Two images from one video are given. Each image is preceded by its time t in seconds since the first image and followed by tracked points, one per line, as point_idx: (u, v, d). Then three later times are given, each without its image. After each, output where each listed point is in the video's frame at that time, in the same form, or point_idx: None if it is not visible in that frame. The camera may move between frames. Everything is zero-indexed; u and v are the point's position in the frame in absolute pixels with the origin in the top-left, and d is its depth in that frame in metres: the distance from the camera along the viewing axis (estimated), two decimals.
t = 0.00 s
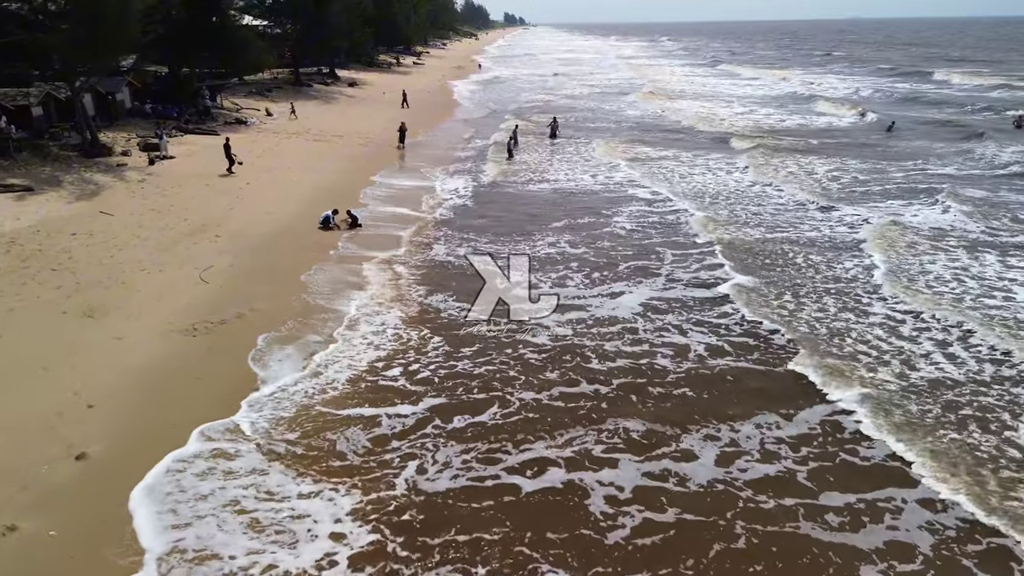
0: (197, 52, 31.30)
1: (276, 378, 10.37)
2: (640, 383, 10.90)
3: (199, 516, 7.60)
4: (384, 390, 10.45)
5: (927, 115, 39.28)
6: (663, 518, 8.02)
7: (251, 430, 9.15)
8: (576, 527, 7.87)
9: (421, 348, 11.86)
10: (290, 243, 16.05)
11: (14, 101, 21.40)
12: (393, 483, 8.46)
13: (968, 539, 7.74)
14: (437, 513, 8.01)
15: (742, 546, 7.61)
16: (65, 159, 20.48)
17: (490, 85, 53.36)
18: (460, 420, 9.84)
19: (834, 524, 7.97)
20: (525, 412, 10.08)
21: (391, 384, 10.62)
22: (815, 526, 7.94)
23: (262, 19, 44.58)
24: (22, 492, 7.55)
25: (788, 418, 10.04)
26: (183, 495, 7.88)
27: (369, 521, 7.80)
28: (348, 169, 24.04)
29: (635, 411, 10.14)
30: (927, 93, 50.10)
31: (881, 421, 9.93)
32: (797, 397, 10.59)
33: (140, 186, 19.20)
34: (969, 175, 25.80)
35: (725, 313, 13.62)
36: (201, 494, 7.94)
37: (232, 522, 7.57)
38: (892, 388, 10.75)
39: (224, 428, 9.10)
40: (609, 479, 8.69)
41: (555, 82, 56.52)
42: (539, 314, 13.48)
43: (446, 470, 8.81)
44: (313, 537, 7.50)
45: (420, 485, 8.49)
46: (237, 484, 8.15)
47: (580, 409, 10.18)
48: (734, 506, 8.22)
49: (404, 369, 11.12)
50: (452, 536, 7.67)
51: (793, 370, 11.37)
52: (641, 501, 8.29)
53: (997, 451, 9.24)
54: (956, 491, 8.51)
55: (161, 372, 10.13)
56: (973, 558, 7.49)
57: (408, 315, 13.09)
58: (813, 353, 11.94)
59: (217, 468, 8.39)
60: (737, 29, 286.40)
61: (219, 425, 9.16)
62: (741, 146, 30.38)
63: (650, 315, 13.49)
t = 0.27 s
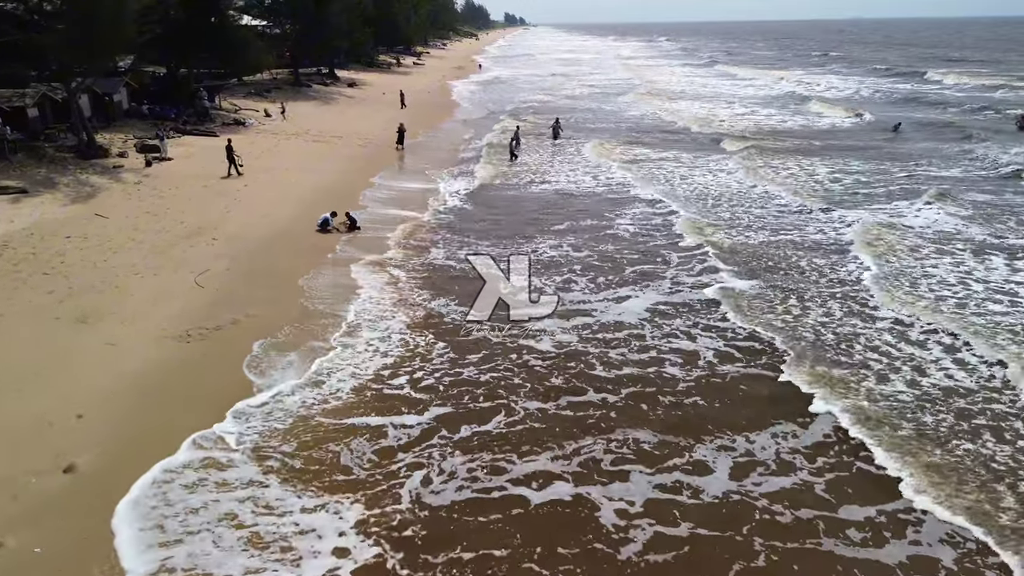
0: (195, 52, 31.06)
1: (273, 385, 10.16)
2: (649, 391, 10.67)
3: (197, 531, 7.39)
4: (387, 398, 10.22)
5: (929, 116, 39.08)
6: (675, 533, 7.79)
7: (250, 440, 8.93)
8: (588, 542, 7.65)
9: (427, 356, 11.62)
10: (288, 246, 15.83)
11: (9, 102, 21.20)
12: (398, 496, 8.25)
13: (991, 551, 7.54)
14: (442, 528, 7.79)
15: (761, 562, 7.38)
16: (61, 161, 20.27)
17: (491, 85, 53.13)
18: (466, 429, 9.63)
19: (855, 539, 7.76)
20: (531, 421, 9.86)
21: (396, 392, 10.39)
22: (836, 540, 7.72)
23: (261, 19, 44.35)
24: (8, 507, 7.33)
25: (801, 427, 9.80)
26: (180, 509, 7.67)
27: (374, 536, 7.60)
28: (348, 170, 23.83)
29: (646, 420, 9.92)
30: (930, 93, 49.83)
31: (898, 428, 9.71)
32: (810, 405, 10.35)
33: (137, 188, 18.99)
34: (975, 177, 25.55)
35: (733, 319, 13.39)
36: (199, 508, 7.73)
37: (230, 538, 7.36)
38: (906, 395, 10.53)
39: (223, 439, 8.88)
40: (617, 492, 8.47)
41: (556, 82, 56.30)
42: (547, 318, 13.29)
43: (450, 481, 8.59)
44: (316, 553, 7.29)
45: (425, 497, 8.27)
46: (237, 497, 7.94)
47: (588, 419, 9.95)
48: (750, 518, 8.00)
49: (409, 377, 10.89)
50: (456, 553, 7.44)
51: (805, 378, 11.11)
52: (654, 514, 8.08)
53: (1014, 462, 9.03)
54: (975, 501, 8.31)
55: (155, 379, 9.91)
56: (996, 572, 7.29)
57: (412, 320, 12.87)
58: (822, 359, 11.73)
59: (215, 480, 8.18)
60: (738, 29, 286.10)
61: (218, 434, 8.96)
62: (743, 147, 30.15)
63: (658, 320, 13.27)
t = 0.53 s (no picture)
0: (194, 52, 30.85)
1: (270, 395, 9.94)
2: (657, 401, 10.44)
3: (195, 548, 7.18)
4: (391, 408, 9.99)
5: (933, 117, 38.85)
6: (690, 549, 7.57)
7: (250, 453, 8.71)
8: (600, 559, 7.43)
9: (433, 364, 11.39)
10: (286, 249, 15.62)
11: (4, 104, 21.00)
12: (404, 511, 8.03)
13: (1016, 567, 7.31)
14: (449, 544, 7.57)
15: None
16: (57, 163, 20.06)
17: (492, 86, 52.88)
18: (472, 440, 9.42)
19: (877, 555, 7.54)
20: (538, 432, 9.64)
21: (401, 402, 10.16)
22: (858, 557, 7.50)
23: (261, 20, 44.14)
24: None
25: (815, 439, 9.56)
26: (178, 526, 7.45)
27: (380, 554, 7.37)
28: (348, 172, 23.62)
29: (655, 431, 9.69)
30: (934, 94, 49.54)
31: (915, 439, 9.49)
32: (824, 415, 10.10)
33: (135, 190, 18.78)
34: (982, 179, 25.27)
35: (741, 325, 13.17)
36: (198, 524, 7.51)
37: (228, 555, 7.14)
38: (920, 405, 10.32)
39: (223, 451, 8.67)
40: (628, 506, 8.25)
41: (557, 82, 56.06)
42: (557, 325, 13.09)
43: (456, 495, 8.37)
44: (319, 571, 7.07)
45: (431, 512, 8.06)
46: (237, 512, 7.72)
47: (597, 429, 9.73)
48: (767, 535, 7.79)
49: (413, 386, 10.66)
50: (465, 572, 7.20)
51: (817, 387, 10.88)
52: (667, 529, 7.86)
53: None
54: (997, 516, 8.09)
55: (148, 389, 9.70)
56: None
57: (416, 327, 12.64)
58: (833, 368, 11.52)
59: (215, 495, 7.95)
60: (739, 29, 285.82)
61: (218, 446, 8.74)
62: (747, 149, 29.93)
63: (669, 327, 13.02)
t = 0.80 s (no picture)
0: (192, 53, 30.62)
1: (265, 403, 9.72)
2: (666, 411, 10.21)
3: (194, 567, 6.95)
4: (393, 417, 9.77)
5: (936, 118, 38.65)
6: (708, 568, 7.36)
7: (250, 464, 8.50)
8: None
9: (437, 372, 11.16)
10: (283, 253, 15.40)
11: None
12: (412, 525, 7.81)
13: None
14: (459, 562, 7.34)
15: None
16: (53, 165, 19.83)
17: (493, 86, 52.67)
18: (478, 451, 9.19)
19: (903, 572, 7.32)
20: (546, 442, 9.42)
21: (404, 411, 9.93)
22: None
23: (260, 20, 43.92)
24: None
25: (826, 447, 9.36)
26: (177, 542, 7.22)
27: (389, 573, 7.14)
28: (348, 174, 23.42)
29: (666, 443, 9.47)
30: (935, 94, 49.34)
31: (932, 452, 9.28)
32: (834, 424, 9.93)
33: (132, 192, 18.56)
34: (987, 181, 25.05)
35: (751, 331, 12.93)
36: (199, 540, 7.28)
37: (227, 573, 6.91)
38: (935, 417, 10.11)
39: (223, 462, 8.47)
40: (641, 520, 8.03)
41: (558, 83, 55.83)
42: (564, 330, 12.88)
43: (464, 509, 8.15)
44: None
45: (438, 526, 7.83)
46: (238, 528, 7.49)
47: (606, 439, 9.51)
48: (788, 552, 7.57)
49: (417, 394, 10.43)
50: None
51: (828, 396, 10.67)
52: (681, 545, 7.65)
53: None
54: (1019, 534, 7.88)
55: (139, 396, 9.48)
56: None
57: (420, 333, 12.41)
58: (845, 376, 11.30)
59: (215, 510, 7.71)
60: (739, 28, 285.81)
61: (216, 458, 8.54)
62: (749, 150, 29.73)
63: (677, 333, 12.78)
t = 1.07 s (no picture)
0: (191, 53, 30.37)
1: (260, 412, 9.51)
2: (676, 421, 10.01)
3: None
4: (397, 426, 9.56)
5: (939, 119, 38.45)
6: None
7: (251, 475, 8.30)
8: None
9: (442, 380, 10.94)
10: (281, 256, 15.19)
11: None
12: (419, 541, 7.60)
13: None
14: None
15: None
16: (48, 166, 19.60)
17: (493, 86, 52.43)
18: (485, 462, 8.99)
19: None
20: (555, 454, 9.22)
21: (409, 420, 9.72)
22: None
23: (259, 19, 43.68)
24: None
25: (839, 459, 9.16)
26: (179, 560, 7.01)
27: None
28: (348, 176, 23.22)
29: (678, 454, 9.27)
30: (938, 95, 49.09)
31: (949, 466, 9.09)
32: (846, 435, 9.74)
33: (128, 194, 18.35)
34: (993, 182, 24.85)
35: (760, 337, 12.73)
36: (200, 557, 7.07)
37: None
38: (950, 428, 9.91)
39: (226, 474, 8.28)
40: (654, 535, 7.83)
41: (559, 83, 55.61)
42: (572, 335, 12.71)
43: (473, 523, 7.94)
44: None
45: (446, 541, 7.63)
46: (241, 544, 7.29)
47: (616, 450, 9.31)
48: (809, 570, 7.36)
49: (424, 402, 10.23)
50: None
51: (838, 406, 10.47)
52: (697, 561, 7.45)
53: None
54: None
55: (130, 406, 9.27)
56: None
57: (425, 339, 12.21)
58: (857, 385, 11.09)
59: (217, 524, 7.51)
60: (740, 28, 285.52)
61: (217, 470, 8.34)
62: (752, 151, 29.51)
63: (685, 339, 12.55)
